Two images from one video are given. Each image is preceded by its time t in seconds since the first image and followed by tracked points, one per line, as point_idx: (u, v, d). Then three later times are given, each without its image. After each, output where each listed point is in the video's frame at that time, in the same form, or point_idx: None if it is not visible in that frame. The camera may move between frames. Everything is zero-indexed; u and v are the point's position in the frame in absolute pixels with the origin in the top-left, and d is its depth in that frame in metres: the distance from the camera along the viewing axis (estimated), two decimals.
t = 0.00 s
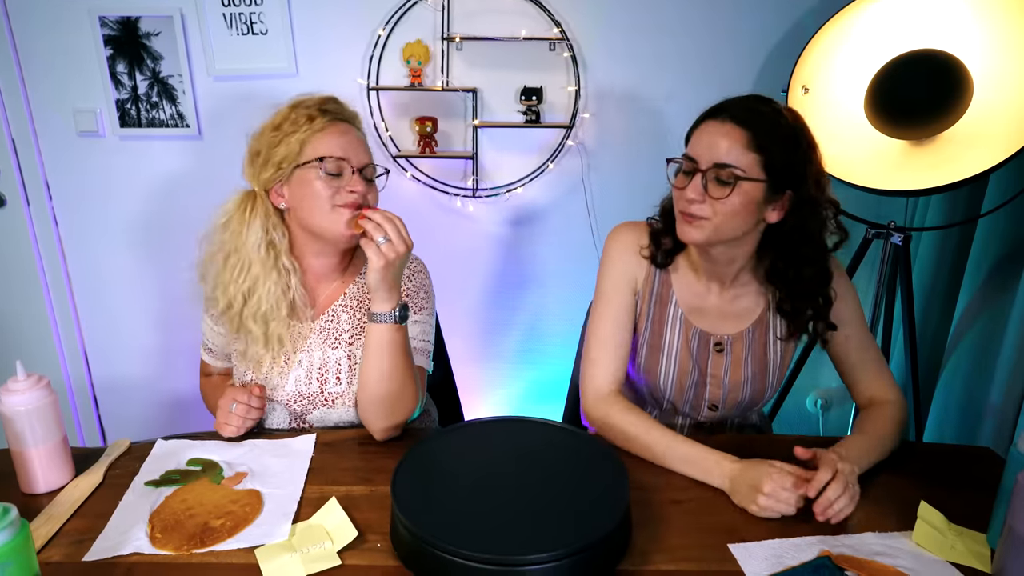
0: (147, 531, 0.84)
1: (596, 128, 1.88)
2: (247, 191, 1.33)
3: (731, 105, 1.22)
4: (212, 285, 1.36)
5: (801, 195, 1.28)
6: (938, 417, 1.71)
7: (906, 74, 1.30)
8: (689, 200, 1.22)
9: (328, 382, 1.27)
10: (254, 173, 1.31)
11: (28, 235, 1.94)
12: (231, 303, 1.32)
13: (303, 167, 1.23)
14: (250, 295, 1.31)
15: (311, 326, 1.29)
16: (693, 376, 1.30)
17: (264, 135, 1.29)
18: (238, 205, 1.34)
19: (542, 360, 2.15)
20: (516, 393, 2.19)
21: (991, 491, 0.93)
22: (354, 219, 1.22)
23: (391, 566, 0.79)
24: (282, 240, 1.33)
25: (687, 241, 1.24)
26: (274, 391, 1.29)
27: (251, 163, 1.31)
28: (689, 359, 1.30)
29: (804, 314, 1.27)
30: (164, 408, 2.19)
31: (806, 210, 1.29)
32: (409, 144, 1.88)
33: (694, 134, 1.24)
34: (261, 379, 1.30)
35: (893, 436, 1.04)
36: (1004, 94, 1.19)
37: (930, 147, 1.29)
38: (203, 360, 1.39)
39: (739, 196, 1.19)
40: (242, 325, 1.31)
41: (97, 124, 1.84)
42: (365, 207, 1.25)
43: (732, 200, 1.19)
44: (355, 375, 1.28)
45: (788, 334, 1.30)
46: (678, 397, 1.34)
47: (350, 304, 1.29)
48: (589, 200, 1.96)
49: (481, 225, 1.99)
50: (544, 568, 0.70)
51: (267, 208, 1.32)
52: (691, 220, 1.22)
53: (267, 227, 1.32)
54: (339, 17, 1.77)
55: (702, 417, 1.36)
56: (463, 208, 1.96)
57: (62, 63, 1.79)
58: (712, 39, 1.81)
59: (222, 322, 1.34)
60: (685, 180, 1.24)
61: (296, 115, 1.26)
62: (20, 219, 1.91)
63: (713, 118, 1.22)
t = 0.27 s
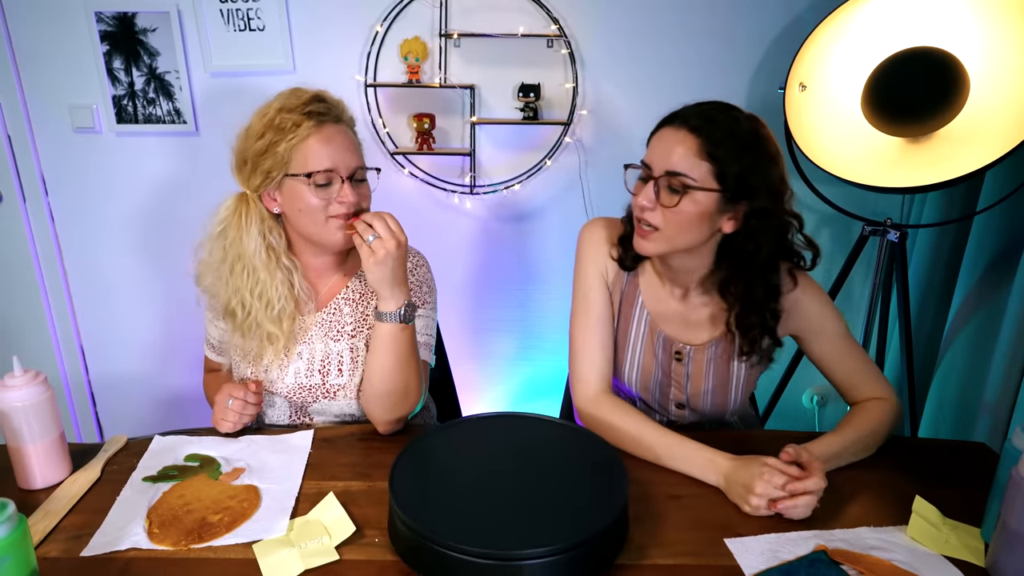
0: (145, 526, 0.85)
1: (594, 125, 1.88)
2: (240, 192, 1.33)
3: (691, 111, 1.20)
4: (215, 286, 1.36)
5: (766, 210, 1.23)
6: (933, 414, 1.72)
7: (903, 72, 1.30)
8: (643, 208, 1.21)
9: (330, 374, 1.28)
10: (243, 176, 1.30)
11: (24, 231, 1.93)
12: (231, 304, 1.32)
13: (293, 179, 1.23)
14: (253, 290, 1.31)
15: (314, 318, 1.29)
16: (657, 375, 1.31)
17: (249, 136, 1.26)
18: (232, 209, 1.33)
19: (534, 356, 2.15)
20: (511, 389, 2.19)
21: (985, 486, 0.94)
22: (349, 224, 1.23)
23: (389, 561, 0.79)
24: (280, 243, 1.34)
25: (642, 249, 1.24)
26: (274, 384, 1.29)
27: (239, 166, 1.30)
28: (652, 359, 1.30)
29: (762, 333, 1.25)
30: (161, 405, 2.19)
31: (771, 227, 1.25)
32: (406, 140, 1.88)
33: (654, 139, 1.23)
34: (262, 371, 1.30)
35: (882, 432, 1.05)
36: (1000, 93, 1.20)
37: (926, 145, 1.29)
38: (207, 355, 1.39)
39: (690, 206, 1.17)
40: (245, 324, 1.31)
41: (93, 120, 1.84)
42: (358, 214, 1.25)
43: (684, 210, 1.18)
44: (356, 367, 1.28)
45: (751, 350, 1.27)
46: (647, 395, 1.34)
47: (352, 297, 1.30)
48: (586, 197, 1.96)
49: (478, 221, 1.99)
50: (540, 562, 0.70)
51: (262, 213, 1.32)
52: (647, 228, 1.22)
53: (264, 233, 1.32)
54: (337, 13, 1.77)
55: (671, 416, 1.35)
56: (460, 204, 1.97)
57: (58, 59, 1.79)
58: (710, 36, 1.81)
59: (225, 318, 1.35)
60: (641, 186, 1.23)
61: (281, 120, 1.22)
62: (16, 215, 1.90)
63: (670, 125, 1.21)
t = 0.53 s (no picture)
0: (140, 520, 0.85)
1: (590, 119, 1.88)
2: (245, 184, 1.33)
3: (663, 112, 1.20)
4: (219, 281, 1.36)
5: (740, 208, 1.22)
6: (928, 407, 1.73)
7: (899, 65, 1.30)
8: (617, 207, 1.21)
9: (334, 368, 1.27)
10: (248, 168, 1.30)
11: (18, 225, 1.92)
12: (238, 297, 1.32)
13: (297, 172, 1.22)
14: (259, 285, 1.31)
15: (320, 311, 1.29)
16: (644, 368, 1.31)
17: (252, 130, 1.26)
18: (236, 202, 1.34)
19: (531, 350, 2.15)
20: (509, 382, 2.20)
21: (979, 478, 0.95)
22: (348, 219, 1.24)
23: (385, 554, 0.79)
24: (284, 234, 1.33)
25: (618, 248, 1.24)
26: (277, 378, 1.28)
27: (244, 158, 1.30)
28: (640, 352, 1.30)
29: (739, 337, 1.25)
30: (157, 399, 2.18)
31: (746, 224, 1.23)
32: (402, 134, 1.88)
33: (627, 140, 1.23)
34: (265, 366, 1.29)
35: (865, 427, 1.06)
36: (995, 87, 1.19)
37: (921, 138, 1.29)
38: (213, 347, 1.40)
39: (661, 206, 1.17)
40: (250, 318, 1.30)
41: (88, 113, 1.83)
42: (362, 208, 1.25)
43: (655, 210, 1.17)
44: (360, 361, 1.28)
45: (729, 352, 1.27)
46: (635, 387, 1.34)
47: (358, 292, 1.29)
48: (584, 191, 1.96)
49: (476, 215, 1.99)
50: (536, 555, 0.70)
51: (266, 204, 1.31)
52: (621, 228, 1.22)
53: (269, 224, 1.32)
54: (332, 6, 1.76)
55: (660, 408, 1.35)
56: (456, 198, 1.96)
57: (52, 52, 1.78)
58: (706, 29, 1.81)
59: (231, 311, 1.35)
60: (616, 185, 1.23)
61: (283, 112, 1.22)
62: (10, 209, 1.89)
63: (642, 125, 1.21)
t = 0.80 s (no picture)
0: (140, 519, 0.84)
1: (588, 116, 1.88)
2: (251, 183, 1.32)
3: (668, 117, 1.20)
4: (224, 278, 1.36)
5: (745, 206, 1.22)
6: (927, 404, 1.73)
7: (898, 63, 1.30)
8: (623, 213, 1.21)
9: (338, 367, 1.27)
10: (255, 167, 1.29)
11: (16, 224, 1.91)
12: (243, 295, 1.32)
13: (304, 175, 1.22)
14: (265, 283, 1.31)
15: (326, 311, 1.29)
16: (648, 366, 1.32)
17: (260, 130, 1.26)
18: (243, 201, 1.33)
19: (531, 349, 2.15)
20: (508, 380, 2.20)
21: (978, 476, 0.95)
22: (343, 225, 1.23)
23: (385, 553, 0.79)
24: (291, 233, 1.33)
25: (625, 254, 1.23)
26: (280, 376, 1.28)
27: (250, 156, 1.29)
28: (644, 350, 1.31)
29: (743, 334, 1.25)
30: (156, 398, 2.18)
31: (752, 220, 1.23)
32: (401, 132, 1.87)
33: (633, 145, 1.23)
34: (268, 364, 1.29)
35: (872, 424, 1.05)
36: (992, 83, 1.19)
37: (919, 136, 1.29)
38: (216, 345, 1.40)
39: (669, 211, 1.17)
40: (257, 316, 1.30)
41: (86, 112, 1.82)
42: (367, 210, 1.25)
43: (662, 216, 1.17)
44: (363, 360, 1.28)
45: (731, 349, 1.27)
46: (638, 385, 1.35)
47: (362, 292, 1.29)
48: (582, 189, 1.96)
49: (477, 214, 1.98)
50: (536, 554, 0.70)
51: (273, 205, 1.31)
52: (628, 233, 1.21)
53: (276, 224, 1.32)
54: (330, 4, 1.76)
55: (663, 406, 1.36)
56: (455, 196, 1.96)
57: (50, 50, 1.77)
58: (705, 27, 1.80)
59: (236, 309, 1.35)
60: (623, 191, 1.23)
61: (291, 114, 1.21)
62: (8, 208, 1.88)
63: (648, 130, 1.21)
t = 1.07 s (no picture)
0: (140, 522, 0.84)
1: (587, 118, 1.88)
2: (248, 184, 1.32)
3: (673, 120, 1.20)
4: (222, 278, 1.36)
5: (751, 207, 1.22)
6: (926, 405, 1.73)
7: (895, 65, 1.30)
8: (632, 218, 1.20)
9: (338, 367, 1.28)
10: (248, 169, 1.29)
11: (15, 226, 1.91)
12: (240, 294, 1.31)
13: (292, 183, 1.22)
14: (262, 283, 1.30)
15: (324, 309, 1.29)
16: (649, 369, 1.32)
17: (249, 135, 1.26)
18: (240, 201, 1.33)
19: (530, 350, 2.15)
20: (508, 382, 2.20)
21: (977, 477, 0.95)
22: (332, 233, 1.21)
23: (386, 556, 0.79)
24: (285, 233, 1.32)
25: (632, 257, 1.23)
26: (280, 376, 1.28)
27: (243, 158, 1.29)
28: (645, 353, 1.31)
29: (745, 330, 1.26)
30: (155, 400, 2.18)
31: (759, 220, 1.24)
32: (400, 134, 1.88)
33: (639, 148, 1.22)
34: (267, 363, 1.29)
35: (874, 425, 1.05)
36: (989, 85, 1.20)
37: (917, 138, 1.30)
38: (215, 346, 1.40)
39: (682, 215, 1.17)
40: (254, 314, 1.30)
41: (84, 114, 1.82)
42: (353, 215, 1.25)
43: (673, 220, 1.17)
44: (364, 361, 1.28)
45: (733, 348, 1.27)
46: (638, 387, 1.35)
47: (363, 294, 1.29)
48: (581, 191, 1.96)
49: (475, 215, 1.99)
50: (537, 555, 0.70)
51: (267, 206, 1.31)
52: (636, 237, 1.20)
53: (269, 223, 1.31)
54: (330, 7, 1.76)
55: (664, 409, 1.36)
56: (454, 198, 1.96)
57: (49, 52, 1.77)
58: (703, 30, 1.81)
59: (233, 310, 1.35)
60: (630, 196, 1.22)
61: (276, 122, 1.21)
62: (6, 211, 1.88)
63: (654, 134, 1.20)
